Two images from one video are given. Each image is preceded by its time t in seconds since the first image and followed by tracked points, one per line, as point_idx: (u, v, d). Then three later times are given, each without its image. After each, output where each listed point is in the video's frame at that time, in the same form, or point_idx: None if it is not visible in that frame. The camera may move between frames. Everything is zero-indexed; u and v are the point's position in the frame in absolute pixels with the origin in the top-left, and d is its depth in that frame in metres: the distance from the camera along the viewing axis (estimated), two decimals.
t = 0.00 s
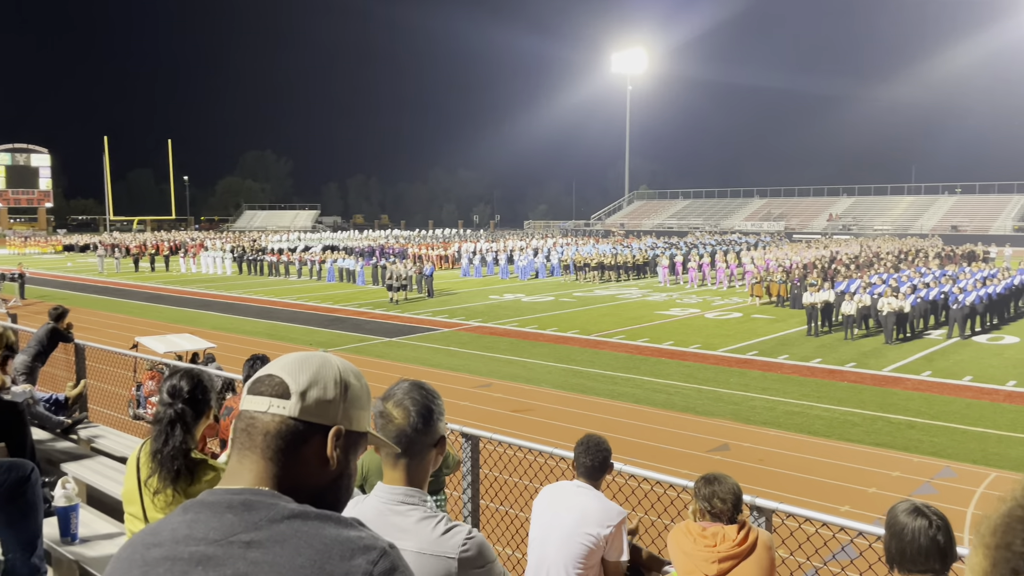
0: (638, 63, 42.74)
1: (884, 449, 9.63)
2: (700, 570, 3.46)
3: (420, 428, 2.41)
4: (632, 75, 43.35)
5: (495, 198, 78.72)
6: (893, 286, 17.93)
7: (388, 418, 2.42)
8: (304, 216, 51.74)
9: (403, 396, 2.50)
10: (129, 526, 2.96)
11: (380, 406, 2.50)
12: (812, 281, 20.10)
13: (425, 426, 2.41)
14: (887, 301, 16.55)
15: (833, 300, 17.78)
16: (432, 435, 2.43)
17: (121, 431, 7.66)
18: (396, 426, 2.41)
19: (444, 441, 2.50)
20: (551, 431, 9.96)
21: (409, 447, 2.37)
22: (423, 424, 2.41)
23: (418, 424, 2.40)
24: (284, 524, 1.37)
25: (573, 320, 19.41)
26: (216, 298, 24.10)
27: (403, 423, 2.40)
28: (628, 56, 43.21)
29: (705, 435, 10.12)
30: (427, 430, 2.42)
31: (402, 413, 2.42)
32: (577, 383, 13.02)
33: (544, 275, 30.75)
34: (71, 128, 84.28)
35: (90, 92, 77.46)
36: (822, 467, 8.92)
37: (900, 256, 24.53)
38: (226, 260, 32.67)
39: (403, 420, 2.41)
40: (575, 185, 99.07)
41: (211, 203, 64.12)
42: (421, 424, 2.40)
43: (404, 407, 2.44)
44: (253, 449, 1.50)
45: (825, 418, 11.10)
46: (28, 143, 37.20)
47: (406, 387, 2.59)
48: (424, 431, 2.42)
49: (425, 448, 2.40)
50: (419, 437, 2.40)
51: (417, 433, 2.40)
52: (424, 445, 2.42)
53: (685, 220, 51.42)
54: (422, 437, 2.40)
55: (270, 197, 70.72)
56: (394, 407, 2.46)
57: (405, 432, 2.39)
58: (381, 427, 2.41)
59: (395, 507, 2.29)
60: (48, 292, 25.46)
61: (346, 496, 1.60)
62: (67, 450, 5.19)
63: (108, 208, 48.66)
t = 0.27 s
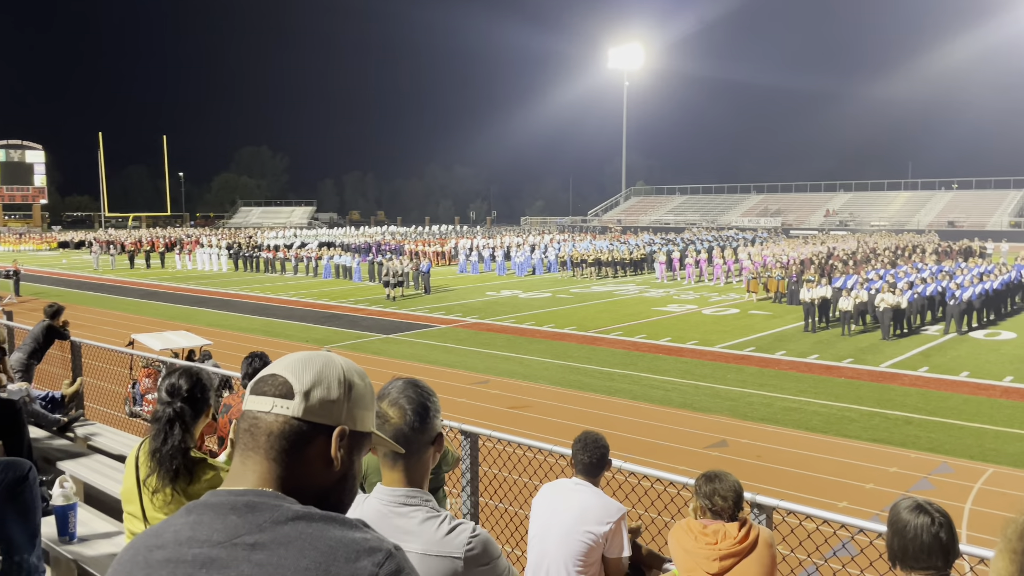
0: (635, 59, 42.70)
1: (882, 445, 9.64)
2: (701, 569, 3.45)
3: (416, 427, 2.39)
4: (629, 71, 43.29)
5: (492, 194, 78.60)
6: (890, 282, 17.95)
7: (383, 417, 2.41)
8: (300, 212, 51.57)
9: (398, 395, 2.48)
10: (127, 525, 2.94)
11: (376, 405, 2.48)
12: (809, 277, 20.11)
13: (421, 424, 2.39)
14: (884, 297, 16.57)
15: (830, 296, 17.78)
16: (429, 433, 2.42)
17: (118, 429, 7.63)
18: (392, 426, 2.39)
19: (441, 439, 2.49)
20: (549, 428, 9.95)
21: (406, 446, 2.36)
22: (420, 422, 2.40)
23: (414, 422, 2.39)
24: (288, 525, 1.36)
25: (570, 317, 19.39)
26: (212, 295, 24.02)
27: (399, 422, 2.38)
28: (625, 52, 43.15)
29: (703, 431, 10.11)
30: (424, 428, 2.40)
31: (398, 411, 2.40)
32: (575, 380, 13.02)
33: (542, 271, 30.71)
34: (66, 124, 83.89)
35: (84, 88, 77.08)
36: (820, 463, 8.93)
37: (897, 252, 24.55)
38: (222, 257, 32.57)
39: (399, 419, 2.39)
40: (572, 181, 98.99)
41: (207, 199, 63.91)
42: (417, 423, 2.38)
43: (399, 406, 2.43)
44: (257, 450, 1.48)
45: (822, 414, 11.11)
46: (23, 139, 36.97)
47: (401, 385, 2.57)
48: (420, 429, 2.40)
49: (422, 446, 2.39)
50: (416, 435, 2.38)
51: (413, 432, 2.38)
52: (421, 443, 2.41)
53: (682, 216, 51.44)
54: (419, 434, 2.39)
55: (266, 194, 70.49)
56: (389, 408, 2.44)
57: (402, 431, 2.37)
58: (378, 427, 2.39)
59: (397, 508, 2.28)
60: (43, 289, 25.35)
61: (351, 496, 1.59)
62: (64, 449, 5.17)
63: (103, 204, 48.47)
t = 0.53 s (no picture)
0: (632, 55, 42.68)
1: (878, 441, 9.65)
2: (701, 566, 3.45)
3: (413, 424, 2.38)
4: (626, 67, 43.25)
5: (489, 191, 78.50)
6: (887, 278, 17.97)
7: (380, 414, 2.39)
8: (297, 209, 51.44)
9: (394, 392, 2.47)
10: (125, 523, 2.92)
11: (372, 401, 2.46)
12: (806, 273, 20.12)
13: (419, 421, 2.38)
14: (881, 293, 16.59)
15: (827, 293, 17.79)
16: (427, 429, 2.40)
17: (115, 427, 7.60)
18: (389, 423, 2.38)
19: (438, 435, 2.48)
20: (546, 425, 9.94)
21: (403, 443, 2.34)
22: (417, 419, 2.38)
23: (411, 419, 2.38)
24: (289, 525, 1.34)
25: (568, 313, 19.39)
26: (208, 292, 23.96)
27: (396, 418, 2.37)
28: (623, 48, 43.11)
29: (700, 427, 10.12)
30: (421, 424, 2.39)
31: (395, 407, 2.39)
32: (572, 376, 13.01)
33: (539, 267, 30.69)
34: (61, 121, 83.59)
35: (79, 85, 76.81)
36: (818, 459, 8.94)
37: (893, 249, 24.58)
38: (219, 253, 32.49)
39: (397, 415, 2.38)
40: (569, 176, 98.91)
41: (203, 195, 63.75)
42: (414, 419, 2.37)
43: (396, 403, 2.42)
44: (257, 448, 1.47)
45: (819, 410, 11.12)
46: (17, 135, 36.76)
47: (400, 384, 2.55)
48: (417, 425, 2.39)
49: (419, 443, 2.37)
50: (414, 431, 2.37)
51: (410, 428, 2.37)
52: (418, 440, 2.39)
53: (679, 212, 51.45)
54: (416, 430, 2.38)
55: (263, 190, 70.35)
56: (386, 404, 2.42)
57: (399, 427, 2.36)
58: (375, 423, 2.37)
59: (396, 508, 2.26)
60: (38, 286, 25.25)
61: (353, 494, 1.58)
62: (61, 446, 5.14)
63: (99, 200, 48.30)
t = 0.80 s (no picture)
0: (635, 52, 42.62)
1: (881, 440, 9.64)
2: (705, 563, 3.44)
3: (416, 417, 2.39)
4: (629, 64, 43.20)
5: (492, 187, 78.49)
6: (890, 277, 17.94)
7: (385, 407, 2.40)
8: (300, 204, 51.46)
9: (400, 385, 2.47)
10: (130, 516, 2.92)
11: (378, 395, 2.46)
12: (809, 271, 20.11)
13: (422, 414, 2.38)
14: (884, 292, 16.56)
15: (830, 291, 17.76)
16: (432, 422, 2.40)
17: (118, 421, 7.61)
18: (394, 416, 2.38)
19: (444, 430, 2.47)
20: (549, 421, 9.94)
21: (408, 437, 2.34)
22: (422, 412, 2.38)
23: (416, 413, 2.38)
24: (299, 518, 1.34)
25: (571, 310, 19.39)
26: (211, 287, 23.97)
27: (402, 410, 2.38)
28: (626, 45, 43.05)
29: (703, 425, 10.11)
30: (425, 417, 2.39)
31: (399, 400, 2.40)
32: (575, 373, 13.01)
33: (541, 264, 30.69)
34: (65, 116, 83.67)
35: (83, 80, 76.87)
36: (820, 457, 8.92)
37: (897, 247, 24.54)
38: (222, 249, 32.54)
39: (401, 407, 2.38)
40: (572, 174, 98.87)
41: (206, 191, 63.78)
42: (418, 413, 2.37)
43: (400, 396, 2.42)
44: (267, 440, 1.47)
45: (822, 409, 11.10)
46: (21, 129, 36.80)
47: (408, 376, 2.55)
48: (422, 418, 2.39)
49: (424, 437, 2.37)
50: (418, 424, 2.37)
51: (414, 422, 2.37)
52: (423, 434, 2.39)
53: (682, 210, 51.44)
54: (421, 424, 2.38)
55: (266, 186, 70.37)
56: (391, 398, 2.43)
57: (403, 421, 2.36)
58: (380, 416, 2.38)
59: (401, 504, 2.26)
60: (42, 280, 25.30)
61: (361, 489, 1.57)
62: (66, 440, 5.14)
63: (102, 195, 48.36)
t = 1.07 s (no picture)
0: (652, 53, 42.47)
1: (894, 446, 9.56)
2: (718, 567, 3.43)
3: (432, 413, 2.39)
4: (646, 65, 43.06)
5: (506, 186, 78.51)
6: (906, 282, 17.79)
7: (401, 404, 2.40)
8: (315, 201, 51.68)
9: (416, 382, 2.47)
10: (147, 509, 2.94)
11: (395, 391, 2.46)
12: (824, 275, 19.98)
13: (437, 411, 2.38)
14: (900, 297, 16.42)
15: (845, 296, 17.63)
16: (447, 419, 2.40)
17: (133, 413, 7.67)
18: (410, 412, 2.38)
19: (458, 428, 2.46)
20: (560, 421, 9.94)
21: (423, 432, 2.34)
22: (439, 410, 2.38)
23: (432, 409, 2.38)
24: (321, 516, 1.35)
25: (583, 310, 19.36)
26: (227, 282, 24.13)
27: (419, 406, 2.38)
28: (643, 45, 42.92)
29: (715, 428, 10.07)
30: (439, 412, 2.39)
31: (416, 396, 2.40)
32: (587, 373, 13.00)
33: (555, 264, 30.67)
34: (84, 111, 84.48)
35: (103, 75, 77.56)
36: (832, 462, 8.87)
37: (914, 252, 24.34)
38: (237, 244, 32.76)
39: (417, 404, 2.38)
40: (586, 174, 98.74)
41: (223, 186, 64.18)
42: (435, 409, 2.37)
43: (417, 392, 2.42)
44: (288, 437, 1.48)
45: (835, 413, 11.02)
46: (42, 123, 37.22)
47: (427, 373, 2.56)
48: (437, 415, 2.40)
49: (438, 433, 2.37)
50: (433, 421, 2.38)
51: (429, 418, 2.37)
52: (437, 431, 2.38)
53: (696, 211, 51.22)
54: (435, 420, 2.38)
55: (282, 182, 70.76)
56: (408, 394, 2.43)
57: (418, 417, 2.36)
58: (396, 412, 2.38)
59: (414, 500, 2.27)
60: (61, 272, 25.60)
61: (381, 487, 1.58)
62: (82, 431, 5.18)
63: (120, 189, 48.77)
